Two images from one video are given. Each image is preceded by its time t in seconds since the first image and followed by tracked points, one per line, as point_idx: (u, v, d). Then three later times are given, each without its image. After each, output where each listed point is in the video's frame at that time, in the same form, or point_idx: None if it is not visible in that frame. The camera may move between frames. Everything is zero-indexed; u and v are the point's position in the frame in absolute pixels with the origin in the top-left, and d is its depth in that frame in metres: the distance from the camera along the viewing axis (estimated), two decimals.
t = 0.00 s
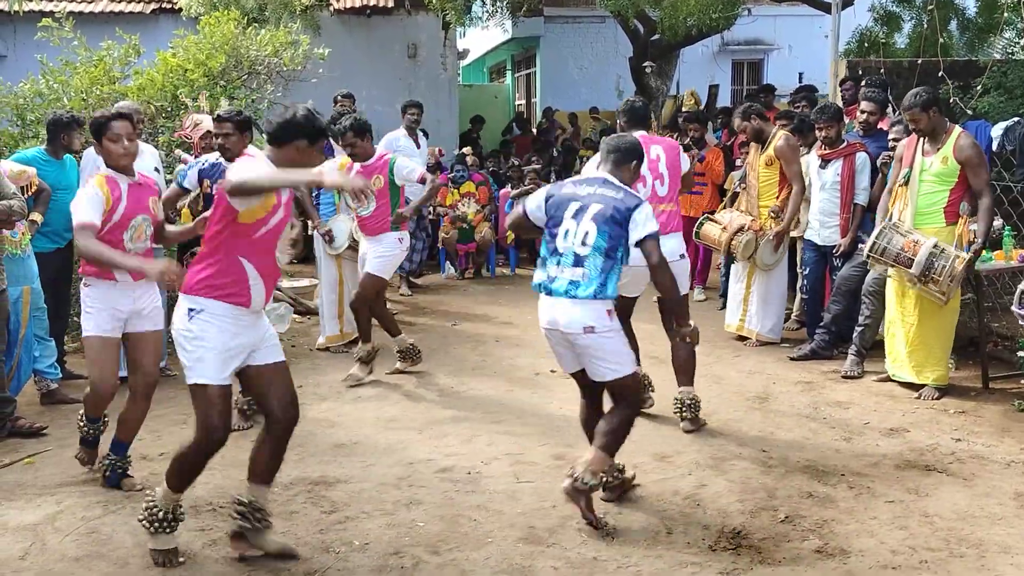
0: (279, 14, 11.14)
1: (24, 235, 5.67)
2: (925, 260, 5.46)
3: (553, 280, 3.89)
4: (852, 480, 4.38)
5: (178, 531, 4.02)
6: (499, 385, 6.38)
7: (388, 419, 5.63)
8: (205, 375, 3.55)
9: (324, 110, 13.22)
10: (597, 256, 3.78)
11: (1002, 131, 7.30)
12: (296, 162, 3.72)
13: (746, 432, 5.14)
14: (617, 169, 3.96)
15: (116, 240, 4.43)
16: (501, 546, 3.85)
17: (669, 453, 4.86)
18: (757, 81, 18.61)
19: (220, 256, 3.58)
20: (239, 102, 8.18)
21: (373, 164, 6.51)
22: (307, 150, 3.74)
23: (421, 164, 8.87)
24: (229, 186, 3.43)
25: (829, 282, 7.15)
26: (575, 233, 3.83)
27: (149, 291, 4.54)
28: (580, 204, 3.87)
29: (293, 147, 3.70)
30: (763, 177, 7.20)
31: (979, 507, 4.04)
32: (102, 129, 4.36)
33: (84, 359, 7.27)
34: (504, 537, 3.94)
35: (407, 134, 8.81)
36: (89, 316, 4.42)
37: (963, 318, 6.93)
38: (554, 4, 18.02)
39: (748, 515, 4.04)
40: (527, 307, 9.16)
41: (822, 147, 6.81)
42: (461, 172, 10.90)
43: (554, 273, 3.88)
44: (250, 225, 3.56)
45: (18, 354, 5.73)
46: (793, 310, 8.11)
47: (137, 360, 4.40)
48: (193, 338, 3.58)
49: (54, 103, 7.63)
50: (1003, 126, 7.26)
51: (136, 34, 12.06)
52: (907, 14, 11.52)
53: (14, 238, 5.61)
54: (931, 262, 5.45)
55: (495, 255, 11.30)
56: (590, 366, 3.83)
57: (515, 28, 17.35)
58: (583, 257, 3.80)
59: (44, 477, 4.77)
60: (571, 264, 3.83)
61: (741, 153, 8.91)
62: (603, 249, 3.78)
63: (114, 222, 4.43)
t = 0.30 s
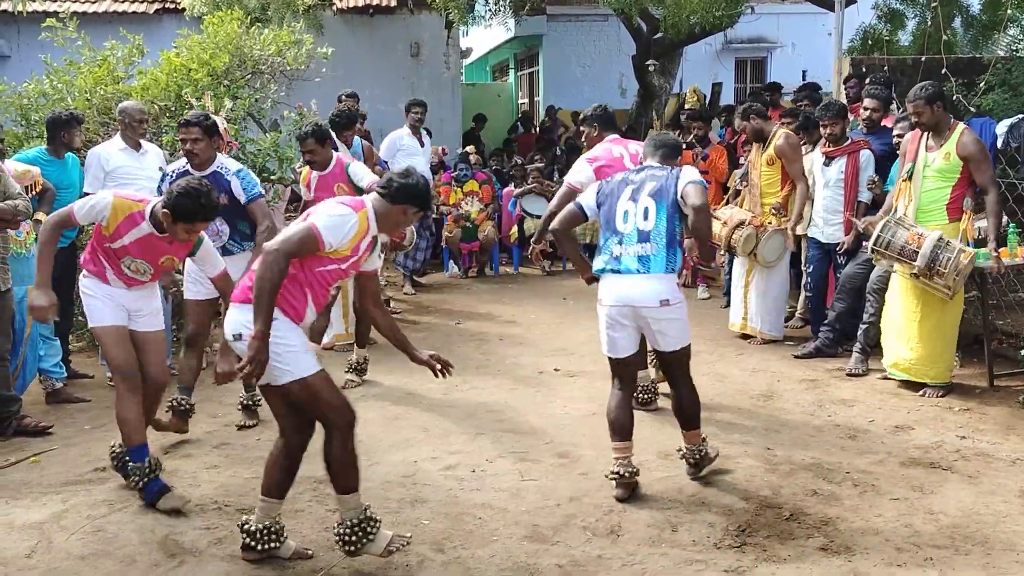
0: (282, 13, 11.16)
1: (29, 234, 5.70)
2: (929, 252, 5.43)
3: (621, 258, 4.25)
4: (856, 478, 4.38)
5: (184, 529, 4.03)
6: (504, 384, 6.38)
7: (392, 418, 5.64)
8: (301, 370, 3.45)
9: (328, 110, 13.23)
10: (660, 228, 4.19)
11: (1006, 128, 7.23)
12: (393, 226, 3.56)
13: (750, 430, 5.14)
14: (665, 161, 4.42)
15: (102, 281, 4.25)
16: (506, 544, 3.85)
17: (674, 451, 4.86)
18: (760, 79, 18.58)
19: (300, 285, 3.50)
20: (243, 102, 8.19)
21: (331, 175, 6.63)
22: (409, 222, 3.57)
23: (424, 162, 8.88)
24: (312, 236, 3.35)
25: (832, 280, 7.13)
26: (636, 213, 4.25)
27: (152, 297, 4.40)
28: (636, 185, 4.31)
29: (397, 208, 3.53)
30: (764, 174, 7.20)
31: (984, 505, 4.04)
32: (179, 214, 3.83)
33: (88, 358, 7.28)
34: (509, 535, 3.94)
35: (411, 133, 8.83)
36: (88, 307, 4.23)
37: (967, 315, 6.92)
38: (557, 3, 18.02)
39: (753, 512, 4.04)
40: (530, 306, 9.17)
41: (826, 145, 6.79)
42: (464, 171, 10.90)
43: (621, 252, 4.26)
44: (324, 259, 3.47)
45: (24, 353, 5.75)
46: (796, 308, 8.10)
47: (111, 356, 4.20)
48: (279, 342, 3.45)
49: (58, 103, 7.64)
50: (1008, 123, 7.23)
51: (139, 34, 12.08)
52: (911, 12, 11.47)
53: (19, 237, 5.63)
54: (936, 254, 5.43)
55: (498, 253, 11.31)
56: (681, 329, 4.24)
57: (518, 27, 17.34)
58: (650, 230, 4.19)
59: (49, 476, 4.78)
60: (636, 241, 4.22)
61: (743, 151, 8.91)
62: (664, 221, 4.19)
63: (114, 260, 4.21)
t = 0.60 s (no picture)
0: (287, 12, 11.17)
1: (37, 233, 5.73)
2: (940, 249, 5.41)
3: (666, 246, 4.36)
4: (866, 474, 4.37)
5: (193, 527, 4.04)
6: (511, 381, 6.39)
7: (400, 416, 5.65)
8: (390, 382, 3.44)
9: (334, 108, 13.24)
10: (707, 219, 4.30)
11: (1014, 124, 7.14)
12: (469, 209, 3.53)
13: (759, 427, 5.13)
14: (697, 152, 4.53)
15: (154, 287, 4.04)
16: (514, 541, 3.86)
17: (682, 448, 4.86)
18: (767, 76, 18.54)
19: (389, 271, 3.42)
20: (250, 101, 8.21)
21: (310, 167, 5.80)
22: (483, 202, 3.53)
23: (431, 160, 8.88)
24: (405, 208, 3.29)
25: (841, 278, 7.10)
26: (681, 204, 4.34)
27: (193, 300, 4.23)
28: (678, 178, 4.38)
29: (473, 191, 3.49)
30: (771, 170, 7.20)
31: (994, 501, 4.02)
32: (225, 182, 3.69)
33: (97, 358, 7.31)
34: (518, 532, 3.94)
35: (418, 131, 8.84)
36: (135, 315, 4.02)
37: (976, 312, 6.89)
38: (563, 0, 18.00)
39: (762, 509, 4.04)
40: (537, 304, 9.17)
41: (834, 141, 6.76)
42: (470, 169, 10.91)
43: (666, 240, 4.36)
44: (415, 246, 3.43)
45: (33, 353, 5.78)
46: (804, 305, 8.08)
47: (160, 367, 3.98)
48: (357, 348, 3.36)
49: (65, 103, 7.67)
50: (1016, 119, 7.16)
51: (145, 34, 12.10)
52: (918, 8, 11.43)
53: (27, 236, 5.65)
54: (946, 251, 5.41)
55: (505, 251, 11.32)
56: (718, 316, 4.35)
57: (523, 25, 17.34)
58: (696, 220, 4.31)
59: (59, 475, 4.80)
60: (682, 230, 4.32)
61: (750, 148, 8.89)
62: (710, 216, 4.31)
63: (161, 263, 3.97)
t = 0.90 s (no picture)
0: (297, 13, 11.20)
1: (49, 234, 5.77)
2: (956, 254, 5.40)
3: (692, 244, 4.55)
4: (879, 473, 4.36)
5: (208, 525, 4.07)
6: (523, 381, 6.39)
7: (412, 415, 5.66)
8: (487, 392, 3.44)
9: (343, 109, 13.28)
10: (728, 218, 4.55)
11: None
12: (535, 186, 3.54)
13: (772, 426, 5.12)
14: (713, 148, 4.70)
15: (220, 296, 3.84)
16: (527, 540, 3.87)
17: (695, 447, 4.85)
18: (777, 75, 18.49)
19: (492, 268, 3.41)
20: (261, 101, 8.24)
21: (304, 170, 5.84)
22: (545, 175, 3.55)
23: (441, 160, 8.91)
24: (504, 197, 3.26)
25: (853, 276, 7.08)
26: (704, 203, 4.56)
27: (256, 311, 4.02)
28: (700, 177, 4.57)
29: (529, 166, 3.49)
30: (783, 169, 7.20)
31: (1008, 500, 4.01)
32: (262, 152, 3.75)
33: (110, 357, 7.35)
34: (531, 530, 3.95)
35: (428, 131, 8.86)
36: (195, 343, 3.84)
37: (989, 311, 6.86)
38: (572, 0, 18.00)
39: (775, 508, 4.03)
40: (548, 303, 9.17)
41: (846, 139, 6.74)
42: (480, 169, 10.92)
43: (692, 238, 4.55)
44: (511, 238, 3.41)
45: (47, 352, 5.82)
46: (816, 304, 8.06)
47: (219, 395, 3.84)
48: (467, 357, 3.39)
49: (78, 104, 7.72)
50: None
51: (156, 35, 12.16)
52: (929, 6, 11.39)
53: (40, 236, 5.69)
54: (962, 257, 5.40)
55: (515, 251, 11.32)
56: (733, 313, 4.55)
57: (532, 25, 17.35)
58: (718, 221, 4.53)
59: (74, 473, 4.83)
60: (707, 229, 4.53)
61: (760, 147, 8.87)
62: (730, 215, 4.56)
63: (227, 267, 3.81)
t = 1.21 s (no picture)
0: (304, 13, 11.21)
1: (60, 232, 5.79)
2: (965, 253, 5.39)
3: (700, 248, 4.73)
4: (888, 472, 4.35)
5: (216, 521, 4.08)
6: (529, 378, 6.39)
7: (419, 413, 5.66)
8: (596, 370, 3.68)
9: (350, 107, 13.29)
10: (730, 223, 4.77)
11: None
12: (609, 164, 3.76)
13: (779, 425, 5.11)
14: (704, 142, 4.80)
15: (334, 294, 3.69)
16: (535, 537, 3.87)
17: (703, 445, 4.84)
18: (783, 72, 18.44)
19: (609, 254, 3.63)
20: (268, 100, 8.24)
21: (288, 164, 5.81)
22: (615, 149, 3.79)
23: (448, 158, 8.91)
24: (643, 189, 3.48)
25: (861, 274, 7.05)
26: (711, 210, 4.76)
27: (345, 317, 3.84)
28: (704, 183, 4.78)
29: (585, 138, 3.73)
30: (790, 167, 7.17)
31: (1019, 499, 3.99)
32: (314, 126, 3.58)
33: (119, 355, 7.37)
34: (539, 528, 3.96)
35: (434, 129, 8.86)
36: (302, 350, 3.62)
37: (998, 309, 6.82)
38: None
39: (783, 506, 4.03)
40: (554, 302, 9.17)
41: (855, 137, 6.72)
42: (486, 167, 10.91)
43: (699, 243, 4.73)
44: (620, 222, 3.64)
45: (56, 349, 5.84)
46: (824, 302, 8.04)
47: (322, 407, 3.59)
48: (596, 342, 3.61)
49: (86, 103, 7.74)
50: None
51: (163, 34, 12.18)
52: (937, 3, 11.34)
53: (51, 234, 5.72)
54: (972, 255, 5.39)
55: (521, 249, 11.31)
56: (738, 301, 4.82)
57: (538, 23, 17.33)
58: (723, 224, 4.74)
59: (83, 470, 4.85)
60: (712, 234, 4.73)
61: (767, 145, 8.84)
62: (734, 219, 4.78)
63: (336, 264, 3.66)
